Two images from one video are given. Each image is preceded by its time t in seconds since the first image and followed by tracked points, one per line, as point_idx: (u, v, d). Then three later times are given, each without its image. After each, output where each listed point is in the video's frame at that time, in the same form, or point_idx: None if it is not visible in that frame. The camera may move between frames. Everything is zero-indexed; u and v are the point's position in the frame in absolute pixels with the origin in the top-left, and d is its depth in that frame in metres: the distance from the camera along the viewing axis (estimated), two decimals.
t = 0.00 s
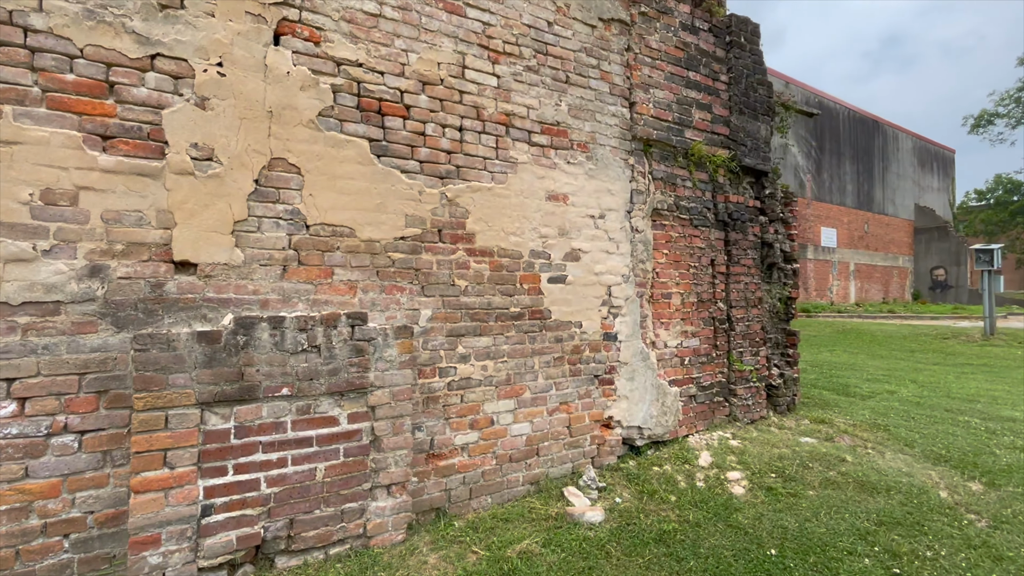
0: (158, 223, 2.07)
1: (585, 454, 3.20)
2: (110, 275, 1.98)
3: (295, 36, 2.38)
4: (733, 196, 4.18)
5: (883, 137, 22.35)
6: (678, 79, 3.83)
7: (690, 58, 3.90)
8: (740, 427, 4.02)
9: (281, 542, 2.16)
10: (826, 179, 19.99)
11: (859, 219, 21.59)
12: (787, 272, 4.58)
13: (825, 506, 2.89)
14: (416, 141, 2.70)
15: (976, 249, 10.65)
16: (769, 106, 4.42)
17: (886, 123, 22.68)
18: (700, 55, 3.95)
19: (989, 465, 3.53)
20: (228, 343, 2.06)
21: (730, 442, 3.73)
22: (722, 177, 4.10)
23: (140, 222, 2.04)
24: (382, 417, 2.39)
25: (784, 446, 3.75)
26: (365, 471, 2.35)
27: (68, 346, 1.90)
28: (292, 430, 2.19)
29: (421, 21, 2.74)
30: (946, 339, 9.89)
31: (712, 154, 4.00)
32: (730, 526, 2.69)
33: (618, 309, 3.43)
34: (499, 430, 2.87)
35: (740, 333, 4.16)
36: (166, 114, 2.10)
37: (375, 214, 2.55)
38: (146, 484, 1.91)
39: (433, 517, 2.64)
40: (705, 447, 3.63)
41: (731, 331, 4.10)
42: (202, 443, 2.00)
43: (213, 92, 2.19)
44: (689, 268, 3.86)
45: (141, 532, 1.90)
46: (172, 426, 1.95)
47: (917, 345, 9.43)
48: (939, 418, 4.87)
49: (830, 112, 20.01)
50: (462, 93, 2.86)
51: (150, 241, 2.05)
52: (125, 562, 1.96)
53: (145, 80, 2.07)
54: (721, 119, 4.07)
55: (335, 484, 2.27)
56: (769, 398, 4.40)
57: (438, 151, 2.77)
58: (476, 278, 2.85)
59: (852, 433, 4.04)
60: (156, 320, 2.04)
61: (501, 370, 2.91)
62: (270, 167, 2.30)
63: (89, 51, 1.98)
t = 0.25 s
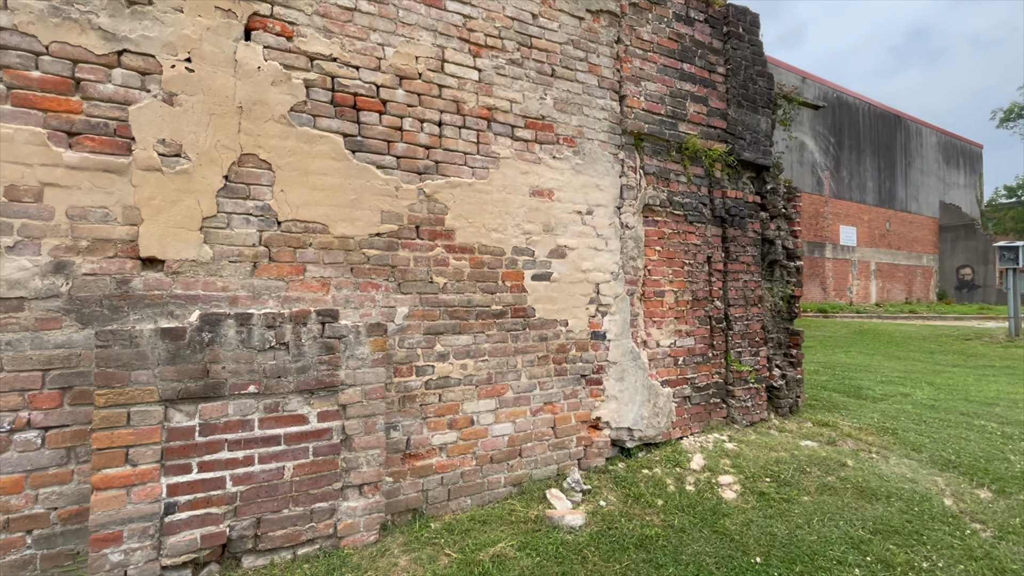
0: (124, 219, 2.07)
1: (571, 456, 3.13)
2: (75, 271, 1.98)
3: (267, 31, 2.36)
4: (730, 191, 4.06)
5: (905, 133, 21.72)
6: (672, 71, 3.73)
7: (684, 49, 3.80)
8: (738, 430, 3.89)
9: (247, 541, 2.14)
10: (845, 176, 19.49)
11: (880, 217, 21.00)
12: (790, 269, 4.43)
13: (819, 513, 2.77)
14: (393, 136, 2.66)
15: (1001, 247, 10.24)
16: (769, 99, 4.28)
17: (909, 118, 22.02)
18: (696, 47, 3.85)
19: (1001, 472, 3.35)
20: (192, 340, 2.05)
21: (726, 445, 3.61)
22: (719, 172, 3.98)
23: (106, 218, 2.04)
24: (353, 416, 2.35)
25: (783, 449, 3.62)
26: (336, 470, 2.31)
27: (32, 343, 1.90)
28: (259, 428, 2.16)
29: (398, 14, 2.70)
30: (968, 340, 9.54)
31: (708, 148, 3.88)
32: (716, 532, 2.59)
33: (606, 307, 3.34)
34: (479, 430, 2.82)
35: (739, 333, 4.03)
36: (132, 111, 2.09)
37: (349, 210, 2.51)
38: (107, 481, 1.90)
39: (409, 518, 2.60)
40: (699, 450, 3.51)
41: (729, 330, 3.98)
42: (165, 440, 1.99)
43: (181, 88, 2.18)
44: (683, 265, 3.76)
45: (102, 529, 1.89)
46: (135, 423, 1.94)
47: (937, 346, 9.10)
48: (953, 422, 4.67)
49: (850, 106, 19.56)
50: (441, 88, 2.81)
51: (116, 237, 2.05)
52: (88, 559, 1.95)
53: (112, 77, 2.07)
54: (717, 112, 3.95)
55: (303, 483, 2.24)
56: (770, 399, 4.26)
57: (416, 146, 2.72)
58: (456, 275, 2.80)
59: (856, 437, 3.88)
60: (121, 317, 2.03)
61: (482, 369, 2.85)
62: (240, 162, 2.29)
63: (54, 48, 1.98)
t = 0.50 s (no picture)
0: (92, 223, 2.09)
1: (552, 460, 3.08)
2: (42, 275, 2.01)
3: (237, 34, 2.37)
4: (723, 191, 3.97)
5: (926, 129, 21.14)
6: (660, 69, 3.66)
7: (673, 46, 3.72)
8: (731, 435, 3.80)
9: (213, 544, 2.14)
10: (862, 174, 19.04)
11: (899, 216, 20.47)
12: (787, 270, 4.31)
13: (804, 522, 2.69)
14: (367, 138, 2.65)
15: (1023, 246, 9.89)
16: (765, 96, 4.18)
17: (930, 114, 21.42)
18: (686, 44, 3.77)
19: (1005, 481, 3.22)
20: (156, 343, 2.06)
21: (716, 450, 3.53)
22: (711, 171, 3.90)
23: (73, 222, 2.06)
24: (322, 419, 2.34)
25: (775, 456, 3.52)
26: (303, 474, 2.30)
27: None
28: (224, 431, 2.16)
29: (372, 16, 2.69)
30: (987, 343, 9.22)
31: (699, 146, 3.80)
32: (694, 541, 2.53)
33: (590, 310, 3.29)
34: (455, 434, 2.79)
35: (732, 335, 3.94)
36: (100, 116, 2.11)
37: (321, 212, 2.51)
38: (69, 483, 1.91)
39: (382, 522, 2.58)
40: (687, 455, 3.44)
41: (721, 333, 3.89)
42: (129, 443, 2.00)
43: (149, 92, 2.19)
44: (672, 267, 3.68)
45: (64, 530, 1.91)
46: (98, 426, 1.96)
47: (954, 349, 8.81)
48: (961, 429, 4.50)
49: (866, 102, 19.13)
50: (417, 89, 2.80)
51: (83, 241, 2.07)
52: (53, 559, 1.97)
53: (79, 82, 2.09)
54: (709, 110, 3.87)
55: (270, 486, 2.24)
56: (765, 404, 4.15)
57: (390, 148, 2.71)
58: (432, 277, 2.78)
59: (854, 444, 3.76)
60: (87, 320, 2.05)
61: (459, 373, 2.82)
62: (209, 166, 2.29)
63: (22, 54, 2.01)
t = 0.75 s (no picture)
0: (68, 229, 2.11)
1: (537, 466, 3.04)
2: (18, 280, 2.04)
3: (214, 40, 2.38)
4: (718, 191, 3.89)
5: (945, 125, 20.61)
6: (651, 68, 3.60)
7: (665, 45, 3.67)
8: (725, 440, 3.72)
9: (186, 547, 2.15)
10: (879, 172, 18.64)
11: (918, 215, 19.99)
12: (787, 272, 4.24)
13: (792, 533, 2.61)
14: (346, 142, 2.65)
15: None
16: (762, 94, 4.09)
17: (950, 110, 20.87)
18: (678, 42, 3.71)
19: (1009, 492, 3.09)
20: (129, 348, 2.07)
21: (708, 456, 3.46)
22: (705, 171, 3.82)
23: (49, 228, 2.09)
24: (297, 423, 2.34)
25: (769, 463, 3.44)
26: (278, 478, 2.30)
27: None
28: (198, 435, 2.17)
29: (352, 19, 2.69)
30: (1005, 346, 8.93)
31: (692, 146, 3.74)
32: (676, 551, 2.47)
33: (577, 313, 3.24)
34: (437, 438, 2.77)
35: (727, 339, 3.86)
36: (77, 123, 2.14)
37: (299, 216, 2.51)
38: (42, 486, 1.94)
39: (361, 527, 2.57)
40: (678, 462, 3.37)
41: (716, 336, 3.82)
42: (101, 447, 2.02)
43: (125, 99, 2.21)
44: (664, 269, 3.62)
45: (37, 533, 1.93)
46: (70, 430, 1.98)
47: (970, 353, 8.55)
48: (969, 436, 4.35)
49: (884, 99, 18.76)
50: (398, 92, 2.79)
51: (59, 247, 2.10)
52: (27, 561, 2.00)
53: (56, 90, 2.11)
54: (703, 109, 3.80)
55: (245, 491, 2.24)
56: (763, 409, 4.06)
57: (370, 151, 2.70)
58: (413, 281, 2.76)
59: (853, 451, 3.66)
60: (62, 324, 2.07)
61: (440, 377, 2.80)
62: (186, 171, 2.31)
63: None
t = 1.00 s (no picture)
0: (42, 228, 2.13)
1: (521, 468, 2.98)
2: None
3: (189, 39, 2.39)
4: (714, 188, 3.78)
5: (972, 120, 19.93)
6: (643, 62, 3.52)
7: (657, 39, 3.58)
8: (721, 444, 3.61)
9: (156, 546, 2.15)
10: (900, 169, 18.11)
11: (942, 213, 19.36)
12: (788, 271, 4.12)
13: (781, 541, 2.52)
14: (323, 140, 2.63)
15: None
16: (761, 87, 3.97)
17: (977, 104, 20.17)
18: (671, 35, 3.62)
19: (1020, 502, 2.94)
20: (99, 346, 2.08)
21: (701, 460, 3.36)
22: (700, 167, 3.72)
23: (23, 227, 2.11)
24: (270, 423, 2.33)
25: (765, 467, 3.32)
26: (250, 478, 2.29)
27: None
28: (169, 433, 2.17)
29: (330, 17, 2.67)
30: None
31: (686, 142, 3.64)
32: (657, 558, 2.40)
33: (564, 313, 3.18)
34: (416, 439, 2.73)
35: (724, 340, 3.75)
36: (51, 123, 2.15)
37: (274, 215, 2.50)
38: (11, 483, 1.95)
39: (337, 528, 2.55)
40: (669, 465, 3.28)
41: (712, 337, 3.71)
42: (71, 444, 2.03)
43: (99, 98, 2.22)
44: (656, 268, 3.53)
45: (6, 529, 1.95)
46: (40, 427, 1.99)
47: (994, 355, 8.22)
48: (984, 442, 4.16)
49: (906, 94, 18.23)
50: (377, 89, 2.76)
51: (33, 246, 2.12)
52: None
53: (31, 91, 2.13)
54: (697, 104, 3.70)
55: (216, 490, 2.24)
56: (763, 413, 3.94)
57: (348, 149, 2.68)
58: (392, 280, 2.73)
59: (856, 456, 3.51)
60: (34, 322, 2.09)
61: (420, 377, 2.76)
62: (160, 170, 2.31)
63: None
